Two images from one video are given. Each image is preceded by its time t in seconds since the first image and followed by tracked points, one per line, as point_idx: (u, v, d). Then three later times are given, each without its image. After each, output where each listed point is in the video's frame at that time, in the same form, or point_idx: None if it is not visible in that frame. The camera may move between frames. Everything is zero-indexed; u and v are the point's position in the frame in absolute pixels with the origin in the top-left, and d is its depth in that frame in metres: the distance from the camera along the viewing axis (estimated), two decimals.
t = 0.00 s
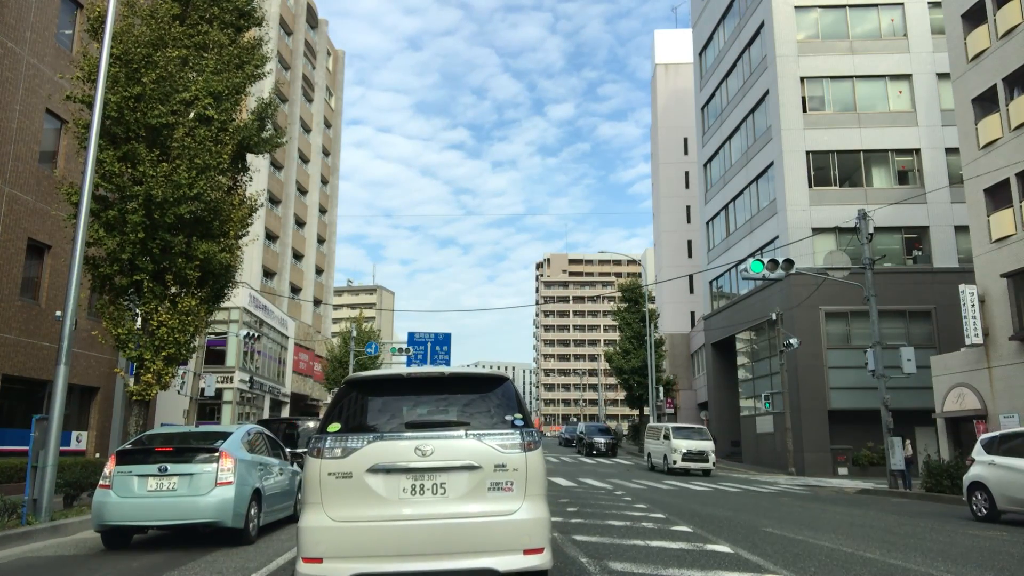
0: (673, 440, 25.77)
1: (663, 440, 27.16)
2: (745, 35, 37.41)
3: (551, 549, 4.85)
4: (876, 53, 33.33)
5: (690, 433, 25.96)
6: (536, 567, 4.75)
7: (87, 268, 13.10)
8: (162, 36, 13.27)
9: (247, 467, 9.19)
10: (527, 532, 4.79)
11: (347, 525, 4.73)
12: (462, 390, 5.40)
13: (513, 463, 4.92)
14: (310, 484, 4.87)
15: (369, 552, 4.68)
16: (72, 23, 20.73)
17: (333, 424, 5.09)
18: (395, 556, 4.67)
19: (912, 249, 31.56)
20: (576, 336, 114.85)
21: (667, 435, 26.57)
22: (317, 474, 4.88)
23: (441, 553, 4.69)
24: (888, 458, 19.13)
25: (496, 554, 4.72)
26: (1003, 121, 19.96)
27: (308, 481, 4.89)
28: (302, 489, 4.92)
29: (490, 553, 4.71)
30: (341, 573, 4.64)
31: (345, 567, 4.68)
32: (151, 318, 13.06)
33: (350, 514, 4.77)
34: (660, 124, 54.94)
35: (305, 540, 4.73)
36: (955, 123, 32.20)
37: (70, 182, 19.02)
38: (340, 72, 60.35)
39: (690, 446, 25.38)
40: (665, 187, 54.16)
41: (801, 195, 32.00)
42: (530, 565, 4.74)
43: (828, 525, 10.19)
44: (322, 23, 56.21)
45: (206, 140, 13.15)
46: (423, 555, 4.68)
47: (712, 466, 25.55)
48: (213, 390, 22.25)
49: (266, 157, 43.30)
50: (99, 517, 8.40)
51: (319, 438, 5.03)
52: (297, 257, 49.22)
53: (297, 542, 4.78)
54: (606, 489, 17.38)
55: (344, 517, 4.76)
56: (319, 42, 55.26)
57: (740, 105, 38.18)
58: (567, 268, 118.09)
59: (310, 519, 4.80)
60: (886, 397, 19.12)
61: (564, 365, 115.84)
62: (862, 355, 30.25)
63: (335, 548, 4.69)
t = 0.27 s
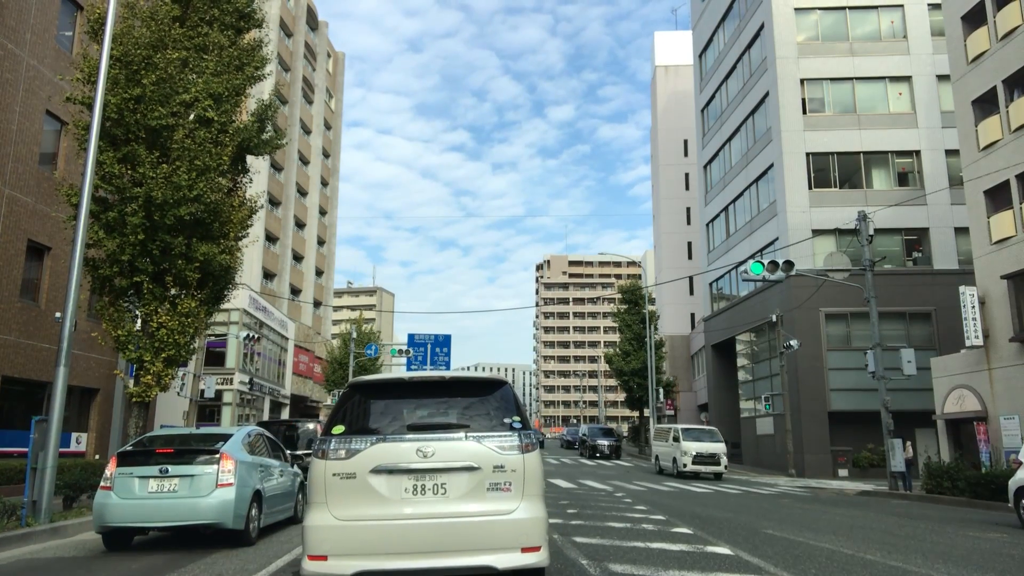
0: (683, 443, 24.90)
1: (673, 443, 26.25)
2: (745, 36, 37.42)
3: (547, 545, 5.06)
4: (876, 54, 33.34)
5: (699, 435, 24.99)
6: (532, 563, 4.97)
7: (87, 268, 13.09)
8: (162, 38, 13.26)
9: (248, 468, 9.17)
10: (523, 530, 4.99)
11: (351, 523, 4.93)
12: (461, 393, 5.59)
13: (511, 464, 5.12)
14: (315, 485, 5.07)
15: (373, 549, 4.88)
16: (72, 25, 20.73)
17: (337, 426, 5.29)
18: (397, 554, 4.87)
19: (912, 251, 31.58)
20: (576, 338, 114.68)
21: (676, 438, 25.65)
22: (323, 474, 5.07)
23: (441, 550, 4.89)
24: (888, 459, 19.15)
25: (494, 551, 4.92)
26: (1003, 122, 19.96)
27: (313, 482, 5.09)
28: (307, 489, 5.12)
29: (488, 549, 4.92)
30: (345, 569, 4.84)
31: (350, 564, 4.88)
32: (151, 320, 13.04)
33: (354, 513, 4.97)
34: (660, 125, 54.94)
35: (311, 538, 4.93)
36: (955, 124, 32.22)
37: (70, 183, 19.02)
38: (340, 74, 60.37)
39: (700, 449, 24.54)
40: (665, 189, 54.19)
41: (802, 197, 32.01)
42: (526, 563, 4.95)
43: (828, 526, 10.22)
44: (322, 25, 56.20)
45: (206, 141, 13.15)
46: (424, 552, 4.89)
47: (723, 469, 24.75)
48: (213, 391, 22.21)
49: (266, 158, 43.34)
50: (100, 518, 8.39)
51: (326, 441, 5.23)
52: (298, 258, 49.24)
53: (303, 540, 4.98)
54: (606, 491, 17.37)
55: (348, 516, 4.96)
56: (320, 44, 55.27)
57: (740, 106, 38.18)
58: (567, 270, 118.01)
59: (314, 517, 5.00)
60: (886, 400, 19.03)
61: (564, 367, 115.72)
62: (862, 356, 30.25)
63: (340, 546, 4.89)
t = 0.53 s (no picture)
0: (693, 444, 23.70)
1: (682, 445, 25.02)
2: (745, 36, 37.35)
3: (543, 542, 5.29)
4: (876, 54, 33.29)
5: (708, 434, 23.84)
6: (528, 560, 5.20)
7: (85, 268, 13.04)
8: (161, 36, 13.21)
9: (248, 469, 9.13)
10: (521, 527, 5.23)
11: (354, 520, 5.16)
12: (461, 396, 5.82)
13: (509, 464, 5.36)
14: (320, 484, 5.29)
15: (376, 545, 5.10)
16: (71, 24, 20.69)
17: (341, 427, 5.52)
18: (399, 550, 5.10)
19: (912, 251, 31.55)
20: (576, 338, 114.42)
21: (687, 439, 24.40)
22: (328, 474, 5.30)
23: (442, 547, 5.13)
24: (889, 460, 19.14)
25: (492, 548, 5.16)
26: (1005, 122, 19.91)
27: (318, 482, 5.32)
28: (312, 488, 5.35)
29: (486, 546, 5.15)
30: (347, 565, 5.06)
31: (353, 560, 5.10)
32: (150, 320, 13.01)
33: (358, 511, 5.20)
34: (660, 125, 54.85)
35: (317, 534, 5.15)
36: (956, 125, 32.17)
37: (70, 183, 18.98)
38: (340, 74, 60.30)
39: (711, 450, 23.37)
40: (665, 189, 54.11)
41: (802, 197, 31.97)
42: (523, 559, 5.18)
43: (827, 527, 10.21)
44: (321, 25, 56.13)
45: (205, 140, 13.11)
46: (424, 548, 5.11)
47: (735, 471, 23.61)
48: (213, 391, 22.11)
49: (266, 158, 43.31)
50: (99, 519, 8.34)
51: (330, 441, 5.46)
52: (297, 259, 49.17)
53: (308, 537, 5.21)
54: (606, 492, 17.35)
55: (351, 514, 5.18)
56: (319, 43, 55.21)
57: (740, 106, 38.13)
58: (567, 270, 117.82)
59: (319, 515, 5.23)
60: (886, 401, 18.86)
61: (564, 368, 115.46)
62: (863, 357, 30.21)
63: (344, 543, 5.11)
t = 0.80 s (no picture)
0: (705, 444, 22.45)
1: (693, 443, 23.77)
2: (746, 35, 37.25)
3: (542, 541, 5.21)
4: (877, 53, 33.19)
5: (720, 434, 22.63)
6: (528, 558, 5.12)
7: (83, 266, 12.96)
8: (159, 33, 13.10)
9: (247, 468, 9.06)
10: (519, 526, 5.15)
11: (356, 519, 5.09)
12: (460, 396, 5.74)
13: (508, 463, 5.29)
14: (322, 483, 5.23)
15: (376, 543, 5.04)
16: (69, 22, 20.61)
17: (343, 428, 5.45)
18: (401, 549, 5.03)
19: (913, 251, 31.46)
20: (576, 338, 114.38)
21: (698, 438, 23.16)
22: (329, 473, 5.24)
23: (441, 545, 5.05)
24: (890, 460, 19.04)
25: (491, 546, 5.09)
26: (1007, 121, 19.82)
27: (320, 481, 5.26)
28: (314, 487, 5.29)
29: (485, 544, 5.08)
30: (350, 563, 4.99)
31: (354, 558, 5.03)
32: (148, 320, 12.92)
33: (359, 509, 5.13)
34: (660, 124, 54.78)
35: (318, 533, 5.09)
36: (957, 123, 32.07)
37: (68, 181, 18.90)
38: (340, 73, 60.22)
39: (724, 450, 22.20)
40: (665, 188, 54.06)
41: (803, 197, 31.88)
42: (522, 557, 5.10)
43: (830, 527, 10.11)
44: (321, 24, 56.05)
45: (203, 137, 13.00)
46: (424, 547, 5.05)
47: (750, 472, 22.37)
48: (211, 391, 22.01)
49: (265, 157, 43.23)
50: (97, 519, 8.27)
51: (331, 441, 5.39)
52: (297, 258, 49.10)
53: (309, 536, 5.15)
54: (606, 492, 17.26)
55: (353, 512, 5.12)
56: (319, 43, 55.13)
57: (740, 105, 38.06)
58: (567, 270, 117.78)
59: (321, 514, 5.17)
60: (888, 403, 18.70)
61: (564, 367, 115.43)
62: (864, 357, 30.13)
63: (346, 541, 5.05)
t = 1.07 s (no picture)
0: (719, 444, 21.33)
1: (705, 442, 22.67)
2: (746, 33, 37.13)
3: (540, 538, 5.17)
4: (878, 51, 33.07)
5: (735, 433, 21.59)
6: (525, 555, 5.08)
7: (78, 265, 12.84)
8: (155, 29, 12.98)
9: (245, 468, 8.96)
10: (517, 524, 5.11)
11: (357, 517, 5.06)
12: (459, 396, 5.68)
13: (506, 462, 5.24)
14: (323, 481, 5.20)
15: (377, 541, 5.01)
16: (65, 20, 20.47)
17: (344, 428, 5.40)
18: (401, 546, 5.00)
19: (913, 250, 31.37)
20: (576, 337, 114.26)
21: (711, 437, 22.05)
22: (331, 472, 5.20)
23: (441, 543, 5.02)
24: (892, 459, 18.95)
25: (489, 543, 5.06)
26: (1009, 118, 19.71)
27: (322, 479, 5.23)
28: (316, 486, 5.26)
29: (484, 541, 5.04)
30: (352, 560, 4.97)
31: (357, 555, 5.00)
32: (144, 318, 12.80)
33: (360, 508, 5.10)
34: (659, 123, 54.65)
35: (320, 531, 5.07)
36: (958, 122, 31.96)
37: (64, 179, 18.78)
38: (339, 73, 60.09)
39: (739, 450, 21.13)
40: (665, 187, 53.95)
41: (803, 195, 31.77)
42: (520, 554, 5.06)
43: (834, 528, 10.00)
44: (320, 23, 55.91)
45: (200, 135, 12.90)
46: (423, 545, 5.01)
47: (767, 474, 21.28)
48: (209, 390, 21.89)
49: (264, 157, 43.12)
50: (93, 520, 8.16)
51: (332, 440, 5.34)
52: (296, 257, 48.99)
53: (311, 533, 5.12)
54: (607, 492, 17.15)
55: (355, 510, 5.08)
56: (318, 42, 54.99)
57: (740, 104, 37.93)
58: (566, 269, 117.66)
59: (322, 511, 5.13)
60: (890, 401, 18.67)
61: (564, 367, 115.32)
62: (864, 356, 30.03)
63: (347, 538, 5.02)
